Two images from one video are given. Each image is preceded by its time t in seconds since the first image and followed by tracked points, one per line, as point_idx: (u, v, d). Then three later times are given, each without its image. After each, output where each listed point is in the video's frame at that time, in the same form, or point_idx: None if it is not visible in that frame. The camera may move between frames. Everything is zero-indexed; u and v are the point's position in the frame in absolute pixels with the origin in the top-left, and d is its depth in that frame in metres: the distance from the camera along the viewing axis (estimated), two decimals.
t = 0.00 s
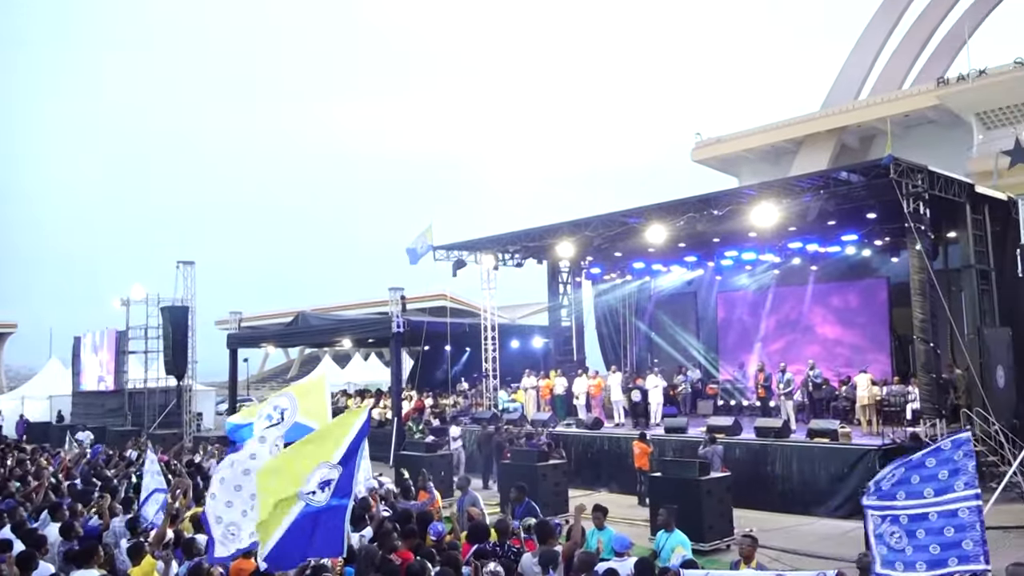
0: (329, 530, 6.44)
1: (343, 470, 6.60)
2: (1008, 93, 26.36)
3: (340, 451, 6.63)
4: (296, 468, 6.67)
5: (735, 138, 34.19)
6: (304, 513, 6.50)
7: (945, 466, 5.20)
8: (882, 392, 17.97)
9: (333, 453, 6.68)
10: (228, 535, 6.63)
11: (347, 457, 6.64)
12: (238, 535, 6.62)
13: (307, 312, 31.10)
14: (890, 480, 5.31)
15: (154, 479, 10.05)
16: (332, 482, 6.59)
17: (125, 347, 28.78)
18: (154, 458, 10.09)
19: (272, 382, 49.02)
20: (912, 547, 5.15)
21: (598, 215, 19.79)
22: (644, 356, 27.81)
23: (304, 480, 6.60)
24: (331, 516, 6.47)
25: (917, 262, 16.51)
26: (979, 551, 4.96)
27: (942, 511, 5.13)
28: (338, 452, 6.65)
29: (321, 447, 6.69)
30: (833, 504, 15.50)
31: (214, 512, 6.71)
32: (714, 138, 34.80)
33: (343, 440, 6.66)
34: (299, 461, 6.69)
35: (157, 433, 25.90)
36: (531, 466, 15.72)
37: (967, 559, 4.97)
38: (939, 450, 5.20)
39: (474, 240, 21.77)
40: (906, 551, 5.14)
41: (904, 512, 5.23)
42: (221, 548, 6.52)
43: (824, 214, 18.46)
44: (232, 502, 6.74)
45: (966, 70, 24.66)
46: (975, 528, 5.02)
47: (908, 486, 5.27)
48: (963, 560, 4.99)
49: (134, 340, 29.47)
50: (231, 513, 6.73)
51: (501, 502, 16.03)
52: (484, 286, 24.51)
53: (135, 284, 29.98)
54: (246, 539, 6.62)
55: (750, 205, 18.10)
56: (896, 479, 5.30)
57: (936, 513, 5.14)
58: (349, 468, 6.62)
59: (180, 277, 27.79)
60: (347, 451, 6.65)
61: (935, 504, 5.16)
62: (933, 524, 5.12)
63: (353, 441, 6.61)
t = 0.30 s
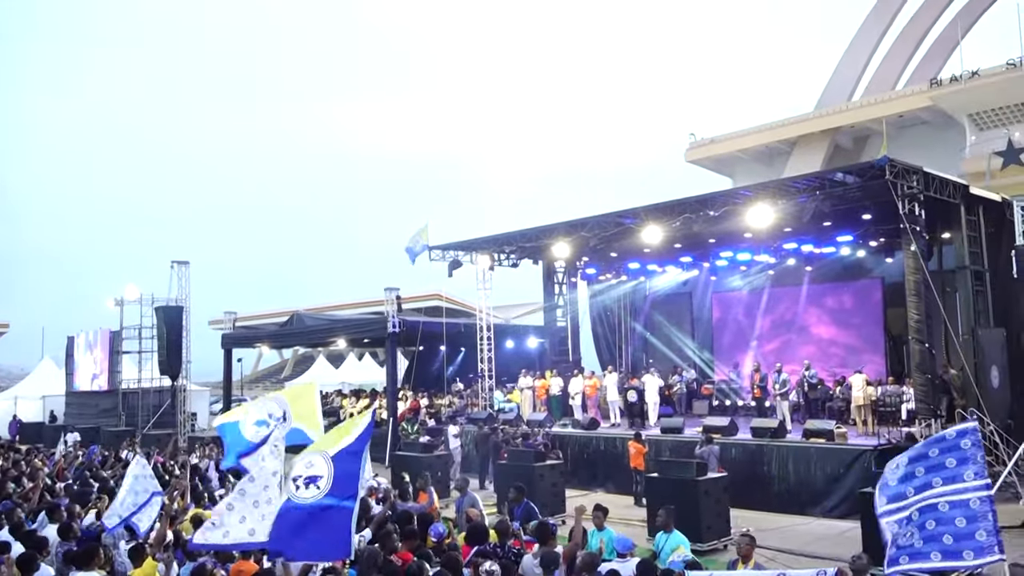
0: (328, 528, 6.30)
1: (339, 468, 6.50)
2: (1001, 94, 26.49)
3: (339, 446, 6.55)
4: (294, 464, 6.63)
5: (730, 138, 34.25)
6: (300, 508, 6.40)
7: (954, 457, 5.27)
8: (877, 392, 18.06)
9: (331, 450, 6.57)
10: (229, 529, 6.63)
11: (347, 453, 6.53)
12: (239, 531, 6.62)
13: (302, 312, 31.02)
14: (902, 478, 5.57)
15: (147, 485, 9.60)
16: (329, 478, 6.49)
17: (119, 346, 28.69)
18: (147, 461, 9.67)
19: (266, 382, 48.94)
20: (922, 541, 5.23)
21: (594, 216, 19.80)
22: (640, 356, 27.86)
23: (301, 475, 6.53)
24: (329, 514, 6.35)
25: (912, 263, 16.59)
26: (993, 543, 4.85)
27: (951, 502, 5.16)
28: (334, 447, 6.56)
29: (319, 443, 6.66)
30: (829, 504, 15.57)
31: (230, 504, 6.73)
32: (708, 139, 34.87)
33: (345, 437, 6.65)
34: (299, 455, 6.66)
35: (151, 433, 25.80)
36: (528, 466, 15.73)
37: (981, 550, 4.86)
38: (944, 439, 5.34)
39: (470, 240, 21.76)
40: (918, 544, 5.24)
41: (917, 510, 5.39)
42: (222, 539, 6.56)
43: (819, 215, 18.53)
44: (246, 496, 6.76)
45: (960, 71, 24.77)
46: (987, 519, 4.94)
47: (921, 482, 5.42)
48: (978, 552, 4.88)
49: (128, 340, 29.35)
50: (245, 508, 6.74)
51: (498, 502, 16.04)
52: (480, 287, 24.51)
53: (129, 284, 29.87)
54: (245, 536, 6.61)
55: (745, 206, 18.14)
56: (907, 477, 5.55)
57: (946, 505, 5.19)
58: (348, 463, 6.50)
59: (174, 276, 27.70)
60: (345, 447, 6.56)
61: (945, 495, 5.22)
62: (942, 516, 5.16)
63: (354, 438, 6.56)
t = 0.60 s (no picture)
0: (349, 533, 5.97)
1: (365, 472, 6.12)
2: (1000, 94, 26.52)
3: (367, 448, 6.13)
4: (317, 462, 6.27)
5: (729, 138, 34.29)
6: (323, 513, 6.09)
7: (965, 448, 5.46)
8: (878, 392, 18.09)
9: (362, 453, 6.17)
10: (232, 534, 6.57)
11: (374, 458, 6.12)
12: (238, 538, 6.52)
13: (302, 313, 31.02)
14: (909, 465, 5.63)
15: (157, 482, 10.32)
16: (355, 482, 6.13)
17: (119, 347, 28.70)
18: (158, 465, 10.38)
19: (266, 382, 48.92)
20: (934, 531, 5.38)
21: (595, 216, 19.82)
22: (640, 356, 27.89)
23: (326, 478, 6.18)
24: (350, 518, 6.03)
25: (913, 263, 16.60)
26: (1005, 533, 5.14)
27: (964, 493, 5.36)
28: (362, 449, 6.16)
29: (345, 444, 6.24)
30: (831, 504, 15.60)
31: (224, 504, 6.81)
32: (707, 139, 34.90)
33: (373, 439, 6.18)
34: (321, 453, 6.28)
35: (152, 434, 25.77)
36: (530, 467, 15.75)
37: (993, 540, 5.14)
38: (957, 431, 5.49)
39: (470, 241, 21.77)
40: (930, 534, 5.38)
41: (926, 497, 5.49)
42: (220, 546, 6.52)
43: (820, 217, 18.56)
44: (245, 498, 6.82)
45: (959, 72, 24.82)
46: (998, 510, 5.22)
47: (933, 471, 5.53)
48: (989, 542, 5.15)
49: (128, 340, 29.32)
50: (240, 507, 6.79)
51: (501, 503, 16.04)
52: (480, 287, 24.52)
53: (129, 285, 29.86)
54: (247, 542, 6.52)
55: (746, 207, 18.15)
56: (915, 465, 5.61)
57: (959, 495, 5.38)
58: (374, 468, 6.12)
59: (174, 277, 27.70)
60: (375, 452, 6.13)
61: (957, 486, 5.40)
62: (956, 506, 5.35)
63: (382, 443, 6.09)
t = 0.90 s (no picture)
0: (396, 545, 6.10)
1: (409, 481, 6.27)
2: (1010, 94, 26.40)
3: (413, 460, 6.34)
4: (364, 473, 6.38)
5: (737, 138, 34.24)
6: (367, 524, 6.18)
7: (991, 452, 5.07)
8: (889, 394, 18.04)
9: (402, 464, 6.35)
10: (252, 541, 6.60)
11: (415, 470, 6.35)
12: (259, 544, 6.57)
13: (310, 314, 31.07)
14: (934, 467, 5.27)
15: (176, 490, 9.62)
16: (401, 494, 6.27)
17: (129, 348, 28.80)
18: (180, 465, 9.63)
19: (273, 382, 49.08)
20: (960, 534, 5.09)
21: (604, 218, 19.80)
22: (649, 357, 27.88)
23: (373, 489, 6.29)
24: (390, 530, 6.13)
25: (925, 265, 16.54)
26: None
27: (989, 498, 5.02)
28: (408, 461, 6.34)
29: (391, 456, 6.41)
30: (843, 506, 15.58)
31: (233, 513, 6.66)
32: (715, 139, 34.84)
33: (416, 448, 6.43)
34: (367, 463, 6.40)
35: (162, 435, 25.83)
36: (541, 469, 15.75)
37: (1016, 546, 4.86)
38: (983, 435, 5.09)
39: (479, 242, 21.78)
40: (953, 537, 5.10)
41: (951, 500, 5.17)
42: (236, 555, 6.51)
43: (831, 218, 18.52)
44: (256, 505, 6.67)
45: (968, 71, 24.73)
46: None
47: (959, 475, 5.16)
48: (1012, 547, 4.87)
49: (138, 341, 29.40)
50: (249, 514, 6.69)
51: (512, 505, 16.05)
52: (489, 288, 24.53)
53: (138, 286, 29.95)
54: (268, 548, 6.56)
55: (756, 208, 18.08)
56: (940, 466, 5.25)
57: (984, 500, 5.04)
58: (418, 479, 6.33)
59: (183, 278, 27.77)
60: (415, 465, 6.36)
61: (982, 490, 5.06)
62: (981, 511, 5.03)
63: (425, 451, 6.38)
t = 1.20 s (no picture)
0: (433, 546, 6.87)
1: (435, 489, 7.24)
2: None
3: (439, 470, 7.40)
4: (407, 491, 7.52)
5: (754, 138, 34.10)
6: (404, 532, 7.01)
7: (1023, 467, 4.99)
8: (910, 396, 17.92)
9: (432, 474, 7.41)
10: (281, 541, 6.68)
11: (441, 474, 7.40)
12: (290, 545, 6.66)
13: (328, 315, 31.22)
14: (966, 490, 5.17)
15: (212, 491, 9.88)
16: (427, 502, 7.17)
17: (148, 348, 29.03)
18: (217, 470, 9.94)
19: (290, 381, 49.40)
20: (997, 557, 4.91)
21: (622, 219, 19.79)
22: (666, 359, 27.84)
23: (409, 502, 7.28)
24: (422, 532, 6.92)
25: (947, 266, 16.37)
26: None
27: None
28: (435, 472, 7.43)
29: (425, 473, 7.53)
30: (864, 510, 15.50)
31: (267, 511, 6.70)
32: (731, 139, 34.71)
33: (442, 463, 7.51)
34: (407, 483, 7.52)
35: (182, 436, 26.04)
36: (560, 472, 15.76)
37: None
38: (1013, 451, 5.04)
39: (496, 244, 21.83)
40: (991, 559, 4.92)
41: (990, 524, 5.00)
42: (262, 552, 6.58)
43: (852, 220, 18.42)
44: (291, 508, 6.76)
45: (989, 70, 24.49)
46: None
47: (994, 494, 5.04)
48: None
49: (157, 342, 29.63)
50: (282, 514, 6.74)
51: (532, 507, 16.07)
52: (506, 289, 24.57)
53: (157, 287, 30.19)
54: (299, 550, 6.67)
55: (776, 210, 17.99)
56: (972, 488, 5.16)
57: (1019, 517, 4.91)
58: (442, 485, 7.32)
59: (202, 279, 27.95)
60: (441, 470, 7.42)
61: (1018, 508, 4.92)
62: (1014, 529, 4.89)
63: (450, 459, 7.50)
